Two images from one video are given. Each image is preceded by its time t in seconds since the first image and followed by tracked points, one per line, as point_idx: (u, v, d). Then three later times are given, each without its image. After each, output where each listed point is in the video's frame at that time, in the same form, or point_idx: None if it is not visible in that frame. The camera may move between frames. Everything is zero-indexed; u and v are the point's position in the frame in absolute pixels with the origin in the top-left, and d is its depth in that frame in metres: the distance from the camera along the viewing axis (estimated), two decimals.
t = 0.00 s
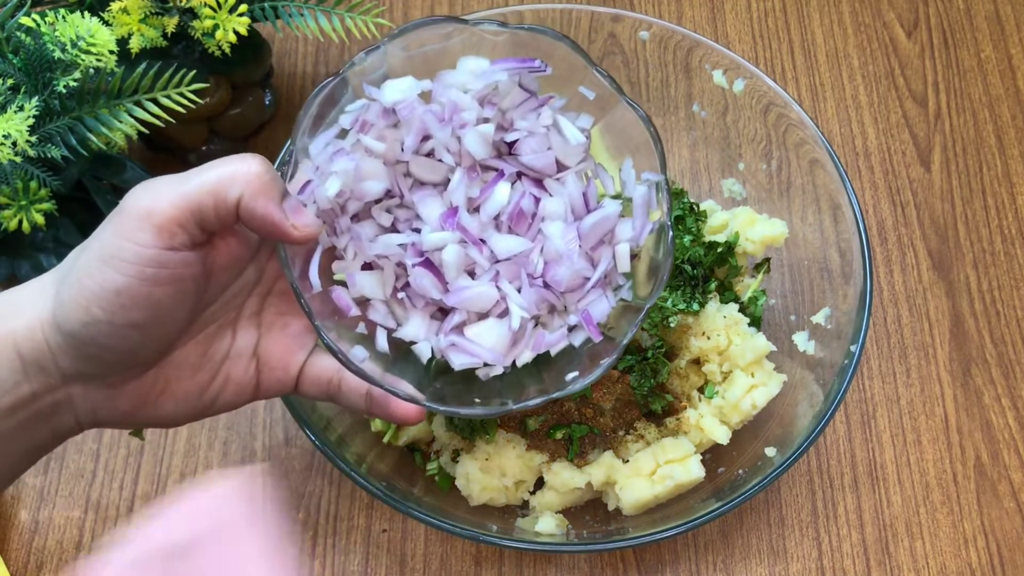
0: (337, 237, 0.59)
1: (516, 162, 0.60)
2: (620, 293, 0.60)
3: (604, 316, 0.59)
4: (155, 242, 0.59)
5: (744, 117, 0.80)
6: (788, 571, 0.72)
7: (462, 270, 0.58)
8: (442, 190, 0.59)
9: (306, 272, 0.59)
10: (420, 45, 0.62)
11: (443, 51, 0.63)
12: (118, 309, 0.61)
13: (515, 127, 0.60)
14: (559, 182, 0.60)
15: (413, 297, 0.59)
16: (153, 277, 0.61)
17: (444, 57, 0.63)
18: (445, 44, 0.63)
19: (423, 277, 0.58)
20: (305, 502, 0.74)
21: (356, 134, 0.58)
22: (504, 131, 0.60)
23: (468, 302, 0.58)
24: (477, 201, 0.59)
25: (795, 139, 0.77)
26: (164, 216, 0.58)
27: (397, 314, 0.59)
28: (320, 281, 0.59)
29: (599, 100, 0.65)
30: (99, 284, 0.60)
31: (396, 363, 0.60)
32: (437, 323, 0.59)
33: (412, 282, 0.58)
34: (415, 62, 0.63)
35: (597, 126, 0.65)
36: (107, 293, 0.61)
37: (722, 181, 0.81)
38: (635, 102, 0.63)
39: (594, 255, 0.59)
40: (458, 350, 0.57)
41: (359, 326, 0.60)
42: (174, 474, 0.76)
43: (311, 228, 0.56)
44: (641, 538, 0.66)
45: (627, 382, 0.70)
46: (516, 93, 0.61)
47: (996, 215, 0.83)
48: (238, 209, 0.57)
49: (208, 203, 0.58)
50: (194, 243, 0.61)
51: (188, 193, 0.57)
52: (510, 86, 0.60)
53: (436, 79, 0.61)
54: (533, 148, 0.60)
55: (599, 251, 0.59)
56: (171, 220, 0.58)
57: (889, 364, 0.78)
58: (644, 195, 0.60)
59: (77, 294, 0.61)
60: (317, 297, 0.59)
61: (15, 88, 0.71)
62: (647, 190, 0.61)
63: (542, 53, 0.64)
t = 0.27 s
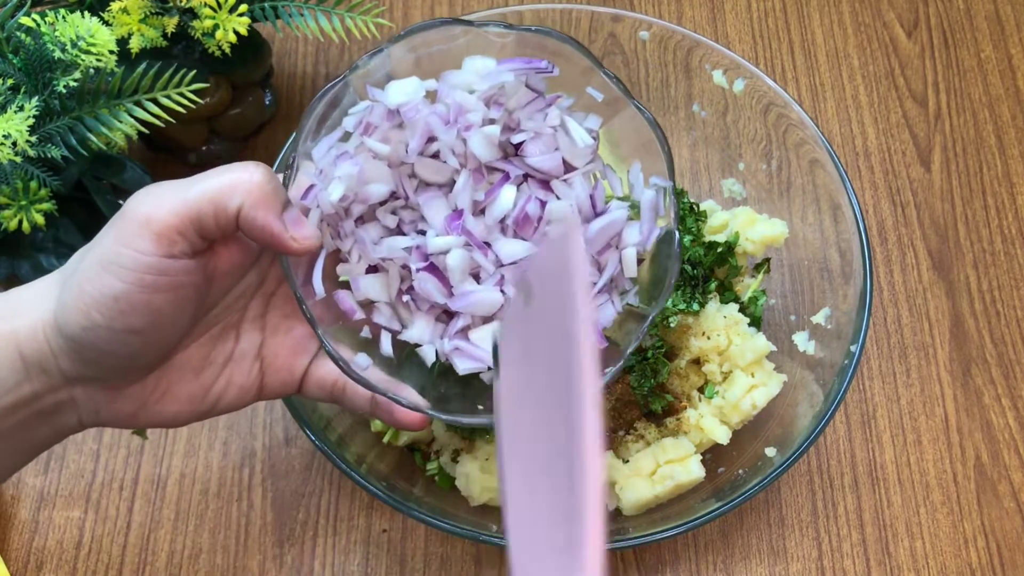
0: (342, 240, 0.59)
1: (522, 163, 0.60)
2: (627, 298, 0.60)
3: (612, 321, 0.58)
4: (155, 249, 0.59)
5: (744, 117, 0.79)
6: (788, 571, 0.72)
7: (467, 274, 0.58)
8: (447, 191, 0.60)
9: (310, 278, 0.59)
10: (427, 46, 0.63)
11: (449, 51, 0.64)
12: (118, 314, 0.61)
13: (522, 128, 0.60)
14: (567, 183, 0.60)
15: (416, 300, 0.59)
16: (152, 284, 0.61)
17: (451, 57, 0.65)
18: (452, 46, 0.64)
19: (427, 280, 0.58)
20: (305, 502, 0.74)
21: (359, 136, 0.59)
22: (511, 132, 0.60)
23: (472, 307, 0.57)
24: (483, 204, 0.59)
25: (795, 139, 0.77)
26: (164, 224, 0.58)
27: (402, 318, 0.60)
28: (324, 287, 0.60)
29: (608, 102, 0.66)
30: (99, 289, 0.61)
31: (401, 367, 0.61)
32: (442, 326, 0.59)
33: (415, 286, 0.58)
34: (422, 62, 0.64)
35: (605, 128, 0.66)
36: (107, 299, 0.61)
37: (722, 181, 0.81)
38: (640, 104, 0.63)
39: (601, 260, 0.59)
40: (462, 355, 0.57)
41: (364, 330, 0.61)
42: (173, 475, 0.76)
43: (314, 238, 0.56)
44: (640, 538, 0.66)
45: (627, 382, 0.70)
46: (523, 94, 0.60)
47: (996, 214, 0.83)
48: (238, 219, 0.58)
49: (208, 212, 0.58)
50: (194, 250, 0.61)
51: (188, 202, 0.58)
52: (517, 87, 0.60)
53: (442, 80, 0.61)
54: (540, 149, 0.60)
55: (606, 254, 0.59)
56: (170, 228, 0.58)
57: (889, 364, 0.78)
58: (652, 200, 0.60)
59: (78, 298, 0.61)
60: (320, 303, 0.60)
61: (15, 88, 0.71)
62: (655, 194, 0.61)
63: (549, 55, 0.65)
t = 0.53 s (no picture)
0: (344, 244, 0.58)
1: (525, 169, 0.60)
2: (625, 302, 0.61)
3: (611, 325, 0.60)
4: (158, 255, 0.58)
5: (744, 117, 0.79)
6: (788, 571, 0.72)
7: (469, 278, 0.59)
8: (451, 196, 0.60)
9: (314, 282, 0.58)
10: (430, 53, 0.63)
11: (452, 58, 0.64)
12: (120, 318, 0.61)
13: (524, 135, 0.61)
14: (569, 188, 0.61)
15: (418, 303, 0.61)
16: (156, 288, 0.61)
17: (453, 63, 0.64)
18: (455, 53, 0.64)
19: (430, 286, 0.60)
20: (305, 502, 0.74)
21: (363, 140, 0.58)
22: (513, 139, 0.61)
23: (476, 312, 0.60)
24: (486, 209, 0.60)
25: (795, 139, 0.77)
26: (167, 230, 0.57)
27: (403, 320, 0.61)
28: (327, 291, 0.59)
29: (611, 107, 0.65)
30: (101, 294, 0.60)
31: (401, 369, 0.62)
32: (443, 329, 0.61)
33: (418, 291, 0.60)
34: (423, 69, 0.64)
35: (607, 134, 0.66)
36: (108, 303, 0.61)
37: (722, 181, 0.81)
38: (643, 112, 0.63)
39: (602, 266, 0.60)
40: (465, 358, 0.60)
41: (364, 334, 0.61)
42: (173, 475, 0.76)
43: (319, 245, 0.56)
44: (641, 538, 0.66)
45: (627, 382, 0.70)
46: (527, 99, 0.61)
47: (996, 215, 0.83)
48: (241, 227, 0.57)
49: (211, 219, 0.57)
50: (198, 254, 0.61)
51: (190, 208, 0.57)
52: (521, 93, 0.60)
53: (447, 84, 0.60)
54: (542, 155, 0.60)
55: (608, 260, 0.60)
56: (173, 233, 0.57)
57: (889, 364, 0.78)
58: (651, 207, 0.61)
59: (79, 302, 0.61)
60: (324, 307, 0.59)
61: (15, 88, 0.71)
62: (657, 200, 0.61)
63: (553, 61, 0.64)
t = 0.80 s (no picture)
0: (346, 234, 0.60)
1: (525, 165, 0.61)
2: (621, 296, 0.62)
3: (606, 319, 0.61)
4: (174, 252, 0.59)
5: (744, 117, 0.79)
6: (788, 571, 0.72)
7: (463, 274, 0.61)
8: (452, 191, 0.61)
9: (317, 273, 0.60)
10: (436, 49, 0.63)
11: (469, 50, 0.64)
12: (132, 312, 0.62)
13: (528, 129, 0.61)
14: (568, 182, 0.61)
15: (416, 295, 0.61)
16: (168, 282, 0.61)
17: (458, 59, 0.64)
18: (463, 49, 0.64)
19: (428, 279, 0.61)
20: (305, 502, 0.74)
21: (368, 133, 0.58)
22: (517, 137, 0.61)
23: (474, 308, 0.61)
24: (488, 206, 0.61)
25: (795, 139, 0.77)
26: (184, 227, 0.58)
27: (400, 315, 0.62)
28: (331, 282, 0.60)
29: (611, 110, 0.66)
30: (112, 289, 0.60)
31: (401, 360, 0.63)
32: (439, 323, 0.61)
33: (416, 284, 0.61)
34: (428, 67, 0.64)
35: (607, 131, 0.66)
36: (119, 297, 0.61)
37: (722, 181, 0.81)
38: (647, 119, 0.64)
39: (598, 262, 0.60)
40: (462, 351, 0.60)
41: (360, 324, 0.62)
42: (173, 474, 0.76)
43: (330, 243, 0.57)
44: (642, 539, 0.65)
45: (626, 383, 0.70)
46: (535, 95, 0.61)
47: (996, 214, 0.83)
48: (259, 223, 0.58)
49: (229, 215, 0.58)
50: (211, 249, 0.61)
51: (208, 204, 0.57)
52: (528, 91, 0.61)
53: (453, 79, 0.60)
54: (541, 151, 0.61)
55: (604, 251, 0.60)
56: (190, 229, 0.58)
57: (889, 364, 0.78)
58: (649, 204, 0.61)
59: (89, 296, 0.61)
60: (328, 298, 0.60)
61: (15, 88, 0.71)
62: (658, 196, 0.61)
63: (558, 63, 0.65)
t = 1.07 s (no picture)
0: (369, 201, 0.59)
1: (541, 146, 0.61)
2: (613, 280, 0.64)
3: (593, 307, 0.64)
4: (218, 222, 0.58)
5: (744, 117, 0.79)
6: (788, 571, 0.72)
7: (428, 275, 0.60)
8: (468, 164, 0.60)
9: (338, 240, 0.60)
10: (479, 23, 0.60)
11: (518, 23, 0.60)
12: (171, 278, 0.61)
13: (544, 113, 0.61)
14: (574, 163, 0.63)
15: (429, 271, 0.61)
16: (207, 249, 0.60)
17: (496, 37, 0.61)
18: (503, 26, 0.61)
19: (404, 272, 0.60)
20: (305, 502, 0.74)
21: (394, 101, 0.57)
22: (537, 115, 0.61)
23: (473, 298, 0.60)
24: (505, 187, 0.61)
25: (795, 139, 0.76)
26: (232, 197, 0.57)
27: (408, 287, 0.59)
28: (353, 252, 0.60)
29: (631, 98, 0.64)
30: (149, 254, 0.59)
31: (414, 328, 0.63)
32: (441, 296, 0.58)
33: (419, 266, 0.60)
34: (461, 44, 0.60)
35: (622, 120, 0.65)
36: (155, 263, 0.60)
37: (722, 181, 0.82)
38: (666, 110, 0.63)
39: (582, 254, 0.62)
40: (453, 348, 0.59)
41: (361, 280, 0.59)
42: (173, 474, 0.76)
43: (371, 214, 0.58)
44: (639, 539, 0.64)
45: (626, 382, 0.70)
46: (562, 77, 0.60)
47: (996, 214, 0.83)
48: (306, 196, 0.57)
49: (276, 186, 0.57)
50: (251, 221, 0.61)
51: (253, 177, 0.57)
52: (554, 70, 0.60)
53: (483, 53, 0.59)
54: (557, 132, 0.61)
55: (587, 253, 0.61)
56: (238, 201, 0.57)
57: (889, 364, 0.78)
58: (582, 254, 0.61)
59: (126, 261, 0.59)
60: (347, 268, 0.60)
61: (15, 88, 0.71)
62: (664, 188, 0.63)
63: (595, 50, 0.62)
